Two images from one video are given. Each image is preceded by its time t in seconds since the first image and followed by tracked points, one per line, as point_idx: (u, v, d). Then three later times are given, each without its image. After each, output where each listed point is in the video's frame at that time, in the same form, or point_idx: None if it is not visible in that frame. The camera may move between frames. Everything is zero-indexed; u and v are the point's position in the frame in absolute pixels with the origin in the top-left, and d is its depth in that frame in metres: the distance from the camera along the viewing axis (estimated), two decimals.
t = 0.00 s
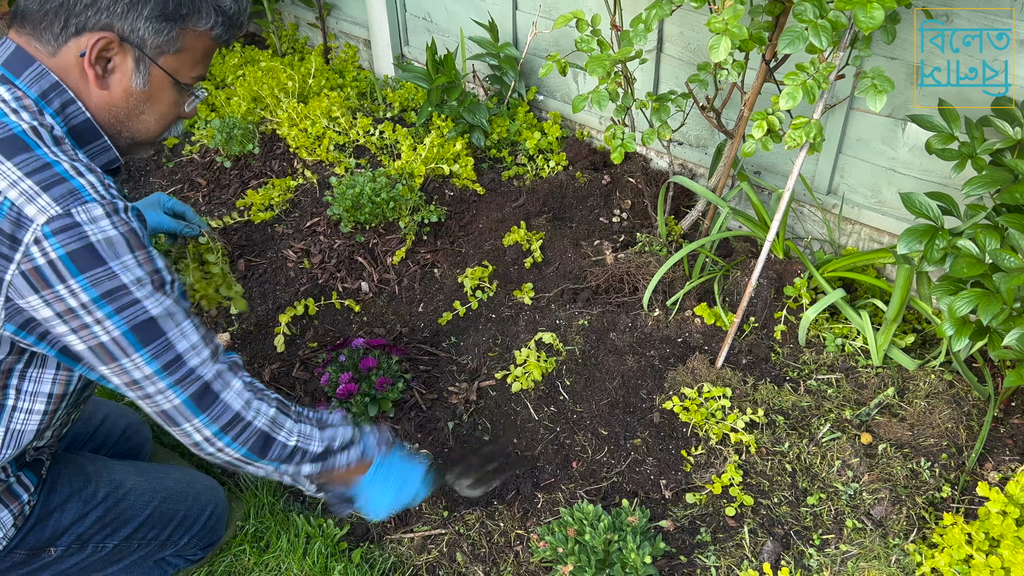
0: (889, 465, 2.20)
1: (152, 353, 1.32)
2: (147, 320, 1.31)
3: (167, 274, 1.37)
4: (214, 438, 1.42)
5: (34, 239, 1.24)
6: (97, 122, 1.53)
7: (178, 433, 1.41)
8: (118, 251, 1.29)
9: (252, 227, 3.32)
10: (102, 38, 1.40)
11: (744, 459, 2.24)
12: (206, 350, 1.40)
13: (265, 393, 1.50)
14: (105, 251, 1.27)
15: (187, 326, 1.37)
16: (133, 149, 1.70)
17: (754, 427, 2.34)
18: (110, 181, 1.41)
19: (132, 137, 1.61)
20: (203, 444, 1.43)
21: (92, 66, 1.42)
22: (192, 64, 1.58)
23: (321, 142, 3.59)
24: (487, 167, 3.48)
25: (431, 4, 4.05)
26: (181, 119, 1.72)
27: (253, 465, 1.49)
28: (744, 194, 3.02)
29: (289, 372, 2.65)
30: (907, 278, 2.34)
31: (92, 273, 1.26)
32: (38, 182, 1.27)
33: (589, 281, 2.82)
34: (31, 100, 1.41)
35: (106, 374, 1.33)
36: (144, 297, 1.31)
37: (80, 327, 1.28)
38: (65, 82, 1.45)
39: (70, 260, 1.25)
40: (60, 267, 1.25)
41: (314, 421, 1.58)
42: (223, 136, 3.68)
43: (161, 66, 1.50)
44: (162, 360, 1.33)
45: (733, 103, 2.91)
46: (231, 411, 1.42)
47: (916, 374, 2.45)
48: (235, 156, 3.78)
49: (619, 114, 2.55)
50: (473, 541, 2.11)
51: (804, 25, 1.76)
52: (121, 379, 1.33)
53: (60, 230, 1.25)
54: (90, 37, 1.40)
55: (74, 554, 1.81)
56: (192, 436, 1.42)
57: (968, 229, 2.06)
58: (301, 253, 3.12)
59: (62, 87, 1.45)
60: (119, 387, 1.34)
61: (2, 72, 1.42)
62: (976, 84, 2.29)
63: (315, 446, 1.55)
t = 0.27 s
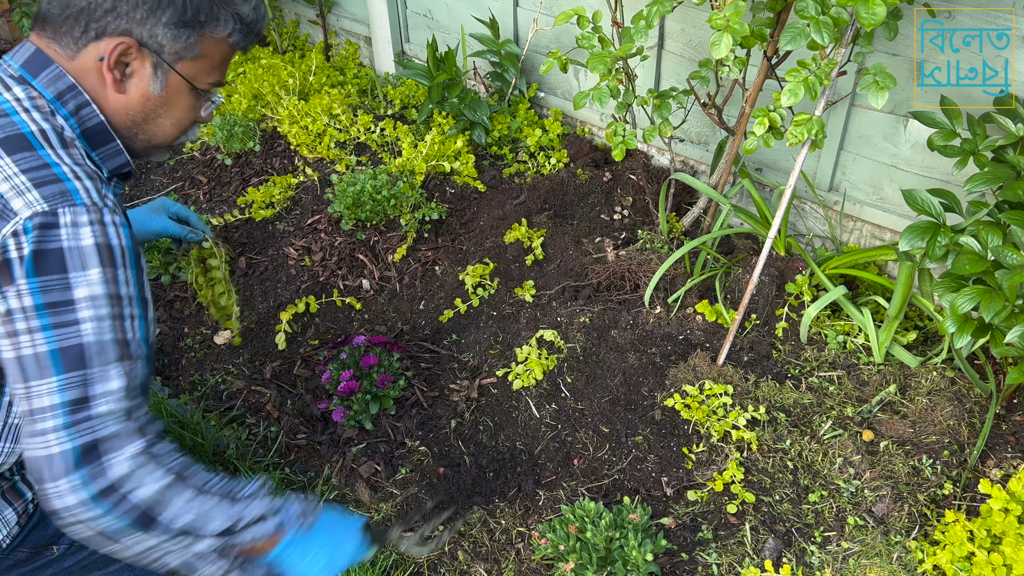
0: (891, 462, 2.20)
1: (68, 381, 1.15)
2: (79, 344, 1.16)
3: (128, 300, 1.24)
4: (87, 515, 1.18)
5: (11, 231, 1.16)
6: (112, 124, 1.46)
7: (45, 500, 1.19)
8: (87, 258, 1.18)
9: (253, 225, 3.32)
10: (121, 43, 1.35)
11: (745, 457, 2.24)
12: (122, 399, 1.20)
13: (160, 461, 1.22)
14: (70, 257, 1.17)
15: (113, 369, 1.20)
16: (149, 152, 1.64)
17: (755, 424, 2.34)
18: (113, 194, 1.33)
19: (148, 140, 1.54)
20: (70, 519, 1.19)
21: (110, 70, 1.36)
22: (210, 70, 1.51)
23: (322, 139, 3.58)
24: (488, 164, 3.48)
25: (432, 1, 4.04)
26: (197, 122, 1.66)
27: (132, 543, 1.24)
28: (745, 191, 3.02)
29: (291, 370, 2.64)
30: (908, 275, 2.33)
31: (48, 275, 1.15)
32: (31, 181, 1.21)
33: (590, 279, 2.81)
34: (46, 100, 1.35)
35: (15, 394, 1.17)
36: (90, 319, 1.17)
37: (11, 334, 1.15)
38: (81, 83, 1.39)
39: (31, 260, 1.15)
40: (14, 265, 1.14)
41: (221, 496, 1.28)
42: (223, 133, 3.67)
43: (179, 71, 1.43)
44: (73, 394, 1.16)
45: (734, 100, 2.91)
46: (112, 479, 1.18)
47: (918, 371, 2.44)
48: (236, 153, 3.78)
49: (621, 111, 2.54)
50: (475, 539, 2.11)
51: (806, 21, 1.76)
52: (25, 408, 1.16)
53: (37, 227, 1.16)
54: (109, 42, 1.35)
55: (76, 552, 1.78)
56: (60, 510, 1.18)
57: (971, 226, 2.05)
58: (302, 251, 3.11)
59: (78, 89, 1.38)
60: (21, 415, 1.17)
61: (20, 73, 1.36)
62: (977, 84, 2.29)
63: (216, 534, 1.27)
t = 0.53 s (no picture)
0: (891, 459, 2.20)
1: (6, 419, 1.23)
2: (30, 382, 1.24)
3: (94, 342, 1.30)
4: None
5: None
6: (125, 141, 1.51)
7: None
8: (61, 299, 1.25)
9: (254, 221, 3.32)
10: (140, 60, 1.40)
11: (746, 454, 2.24)
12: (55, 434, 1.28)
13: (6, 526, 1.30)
14: (47, 297, 1.23)
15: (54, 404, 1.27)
16: (166, 165, 1.69)
17: (756, 421, 2.34)
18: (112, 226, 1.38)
19: (163, 154, 1.60)
20: None
21: (128, 87, 1.41)
22: (228, 87, 1.56)
23: (323, 135, 3.58)
24: (489, 161, 3.47)
25: None
26: (215, 138, 1.71)
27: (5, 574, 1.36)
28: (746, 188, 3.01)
29: (291, 366, 2.63)
30: (909, 271, 2.33)
31: (20, 309, 1.22)
32: (29, 208, 1.26)
33: (591, 275, 2.80)
34: (59, 117, 1.40)
35: None
36: (45, 360, 1.25)
37: None
38: (97, 99, 1.45)
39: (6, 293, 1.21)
40: None
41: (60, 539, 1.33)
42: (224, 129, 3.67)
43: (196, 88, 1.48)
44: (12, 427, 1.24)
45: (737, 96, 2.90)
46: None
47: (919, 368, 2.44)
48: (237, 150, 3.78)
49: (622, 108, 2.54)
50: (475, 536, 2.11)
51: (807, 18, 1.76)
52: None
53: (22, 260, 1.21)
54: (128, 58, 1.40)
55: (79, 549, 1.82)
56: None
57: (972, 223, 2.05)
58: (303, 248, 3.11)
59: (92, 106, 1.44)
60: None
61: (38, 87, 1.43)
62: (977, 84, 2.29)
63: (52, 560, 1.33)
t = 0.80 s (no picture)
0: (890, 455, 2.20)
1: (68, 407, 1.26)
2: (65, 372, 1.26)
3: (111, 318, 1.33)
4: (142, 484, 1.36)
5: None
6: (97, 132, 1.46)
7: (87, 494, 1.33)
8: (58, 289, 1.26)
9: (253, 215, 3.31)
10: (117, 51, 1.32)
11: (745, 449, 2.24)
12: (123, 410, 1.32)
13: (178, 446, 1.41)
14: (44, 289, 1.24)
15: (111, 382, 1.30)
16: (139, 159, 1.63)
17: (755, 417, 2.34)
18: (84, 213, 1.39)
19: (137, 147, 1.53)
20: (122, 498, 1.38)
21: (102, 77, 1.34)
22: (209, 82, 1.49)
23: (323, 130, 3.57)
24: (489, 156, 3.46)
25: None
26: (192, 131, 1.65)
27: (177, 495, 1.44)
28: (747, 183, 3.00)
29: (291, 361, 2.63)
30: (910, 268, 2.33)
31: (26, 307, 1.24)
32: None
33: (591, 271, 2.78)
34: (27, 108, 1.37)
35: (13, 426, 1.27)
36: (71, 347, 1.27)
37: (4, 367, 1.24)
38: (66, 89, 1.39)
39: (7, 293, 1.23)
40: None
41: (240, 433, 1.47)
42: (224, 123, 3.66)
43: (174, 82, 1.42)
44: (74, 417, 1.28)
45: (737, 91, 2.89)
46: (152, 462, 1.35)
47: (919, 364, 2.44)
48: (237, 144, 3.77)
49: (622, 103, 2.53)
50: (474, 531, 2.11)
51: (809, 13, 1.75)
52: (35, 431, 1.27)
53: None
54: (105, 47, 1.33)
55: (76, 545, 1.82)
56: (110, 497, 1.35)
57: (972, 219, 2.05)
58: (303, 242, 3.11)
59: (62, 96, 1.39)
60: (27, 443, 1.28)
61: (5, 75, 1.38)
62: (976, 84, 2.30)
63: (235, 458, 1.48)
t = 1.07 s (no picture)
0: (889, 451, 2.20)
1: (104, 371, 1.29)
2: (92, 337, 1.28)
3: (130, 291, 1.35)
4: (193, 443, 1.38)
5: None
6: (105, 122, 1.46)
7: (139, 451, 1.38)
8: (71, 265, 1.27)
9: (253, 209, 3.30)
10: (124, 38, 1.32)
11: (744, 445, 2.24)
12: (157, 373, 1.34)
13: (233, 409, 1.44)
14: (57, 264, 1.25)
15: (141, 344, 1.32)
16: (146, 149, 1.63)
17: (754, 412, 2.34)
18: (95, 195, 1.38)
19: (144, 138, 1.53)
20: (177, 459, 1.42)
21: (110, 65, 1.34)
22: (216, 73, 1.48)
23: (323, 123, 3.56)
24: (489, 150, 3.45)
25: None
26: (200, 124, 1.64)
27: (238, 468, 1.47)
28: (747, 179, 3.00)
29: (289, 355, 2.63)
30: (910, 264, 2.33)
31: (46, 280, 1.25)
32: (4, 184, 1.25)
33: (591, 266, 2.77)
34: (36, 97, 1.36)
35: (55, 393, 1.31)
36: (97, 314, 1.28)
37: (33, 336, 1.27)
38: (74, 78, 1.39)
39: (24, 267, 1.24)
40: (13, 274, 1.23)
41: (293, 410, 1.52)
42: (223, 116, 3.65)
43: (181, 72, 1.41)
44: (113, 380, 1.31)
45: (738, 86, 2.88)
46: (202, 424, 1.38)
47: (918, 361, 2.44)
48: (237, 137, 3.76)
49: (622, 97, 2.52)
50: (472, 525, 2.12)
51: (811, 8, 1.74)
52: (76, 395, 1.31)
53: (13, 236, 1.23)
54: (112, 34, 1.33)
55: (74, 536, 1.85)
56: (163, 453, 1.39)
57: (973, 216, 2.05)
58: (302, 236, 3.10)
59: (70, 85, 1.39)
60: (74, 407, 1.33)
61: (15, 65, 1.38)
62: (976, 84, 2.29)
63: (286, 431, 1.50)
